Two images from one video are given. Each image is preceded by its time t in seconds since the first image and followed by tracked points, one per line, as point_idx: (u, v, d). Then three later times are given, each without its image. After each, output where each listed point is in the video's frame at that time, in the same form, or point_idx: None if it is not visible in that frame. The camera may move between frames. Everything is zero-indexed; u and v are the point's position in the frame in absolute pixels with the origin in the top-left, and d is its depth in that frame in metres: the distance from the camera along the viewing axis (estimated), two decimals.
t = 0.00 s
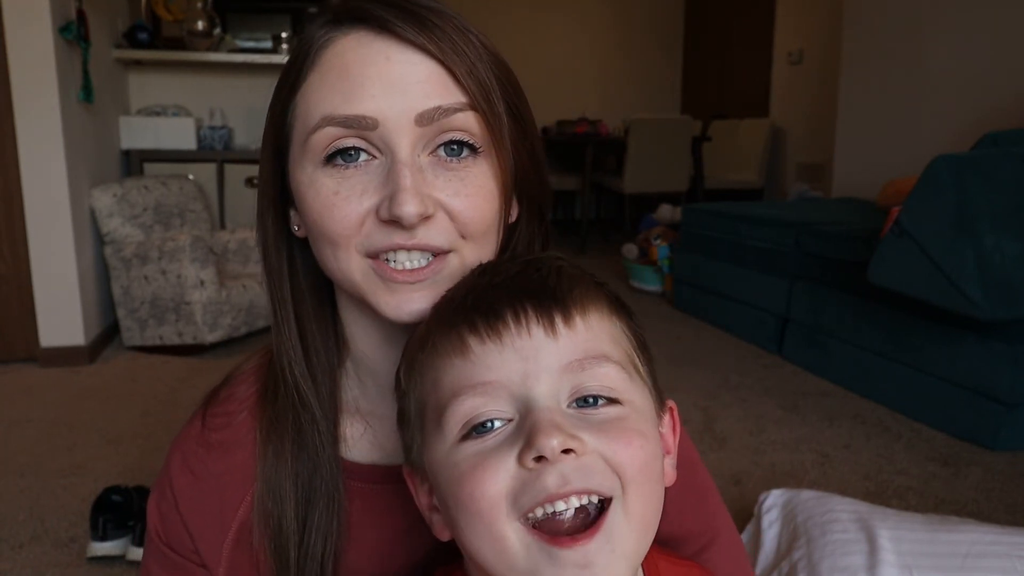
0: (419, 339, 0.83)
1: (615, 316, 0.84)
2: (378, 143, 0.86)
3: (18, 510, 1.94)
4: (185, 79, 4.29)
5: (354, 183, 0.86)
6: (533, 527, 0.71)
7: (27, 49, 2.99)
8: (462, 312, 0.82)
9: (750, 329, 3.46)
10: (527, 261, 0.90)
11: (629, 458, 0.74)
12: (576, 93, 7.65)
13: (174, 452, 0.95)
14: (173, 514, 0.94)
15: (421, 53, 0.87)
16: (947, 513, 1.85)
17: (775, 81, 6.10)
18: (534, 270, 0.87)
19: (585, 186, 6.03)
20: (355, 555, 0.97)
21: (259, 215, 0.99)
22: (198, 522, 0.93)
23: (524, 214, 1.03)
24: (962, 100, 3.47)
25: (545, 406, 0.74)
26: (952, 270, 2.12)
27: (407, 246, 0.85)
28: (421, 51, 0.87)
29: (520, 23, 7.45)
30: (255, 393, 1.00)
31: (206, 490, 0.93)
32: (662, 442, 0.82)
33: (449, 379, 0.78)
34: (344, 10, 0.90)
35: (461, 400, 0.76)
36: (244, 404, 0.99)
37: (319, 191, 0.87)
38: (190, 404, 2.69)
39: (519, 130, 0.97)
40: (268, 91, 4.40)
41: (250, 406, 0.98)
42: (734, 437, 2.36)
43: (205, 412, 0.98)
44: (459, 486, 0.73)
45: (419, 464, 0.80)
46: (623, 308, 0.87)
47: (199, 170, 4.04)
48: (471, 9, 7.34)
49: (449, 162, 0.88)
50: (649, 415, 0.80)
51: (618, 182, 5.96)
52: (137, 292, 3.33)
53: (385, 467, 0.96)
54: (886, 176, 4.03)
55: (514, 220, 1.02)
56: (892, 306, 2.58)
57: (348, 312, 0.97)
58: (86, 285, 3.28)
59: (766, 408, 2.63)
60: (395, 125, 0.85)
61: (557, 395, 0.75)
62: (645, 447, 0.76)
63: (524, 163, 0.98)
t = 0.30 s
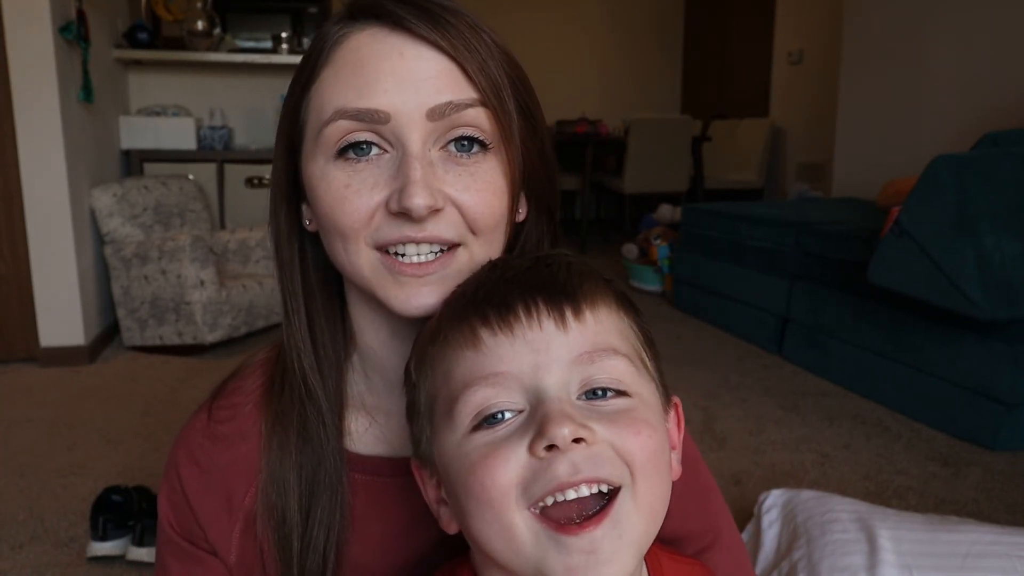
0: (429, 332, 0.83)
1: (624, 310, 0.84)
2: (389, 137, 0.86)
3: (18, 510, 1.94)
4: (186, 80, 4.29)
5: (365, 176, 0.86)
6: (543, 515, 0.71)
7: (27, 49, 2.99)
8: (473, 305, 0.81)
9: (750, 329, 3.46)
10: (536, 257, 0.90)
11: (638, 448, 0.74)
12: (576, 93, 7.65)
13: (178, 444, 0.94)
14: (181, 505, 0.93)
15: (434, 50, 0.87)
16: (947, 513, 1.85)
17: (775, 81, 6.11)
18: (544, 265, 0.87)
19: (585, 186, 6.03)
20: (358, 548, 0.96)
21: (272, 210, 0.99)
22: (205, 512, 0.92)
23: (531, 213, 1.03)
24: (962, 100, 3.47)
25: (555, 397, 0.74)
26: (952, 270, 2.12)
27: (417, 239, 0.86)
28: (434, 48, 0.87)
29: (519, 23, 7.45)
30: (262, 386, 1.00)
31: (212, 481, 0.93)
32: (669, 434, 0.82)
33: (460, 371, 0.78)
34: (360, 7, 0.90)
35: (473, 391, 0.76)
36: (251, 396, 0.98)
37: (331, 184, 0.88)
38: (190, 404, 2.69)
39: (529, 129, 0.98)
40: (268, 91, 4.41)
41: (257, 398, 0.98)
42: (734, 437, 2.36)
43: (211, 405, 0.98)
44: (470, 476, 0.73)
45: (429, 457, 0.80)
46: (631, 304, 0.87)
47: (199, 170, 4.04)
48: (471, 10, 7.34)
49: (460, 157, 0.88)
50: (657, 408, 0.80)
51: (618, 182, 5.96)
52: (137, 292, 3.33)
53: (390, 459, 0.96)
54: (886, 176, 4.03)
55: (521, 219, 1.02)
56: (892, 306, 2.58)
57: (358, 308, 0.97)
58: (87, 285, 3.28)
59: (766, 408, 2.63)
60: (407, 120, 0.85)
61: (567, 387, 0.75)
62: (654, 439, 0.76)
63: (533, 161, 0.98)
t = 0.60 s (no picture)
0: (435, 334, 0.83)
1: (628, 312, 0.84)
2: (385, 133, 0.86)
3: (18, 510, 1.94)
4: (186, 80, 4.29)
5: (363, 173, 0.87)
6: (546, 515, 0.71)
7: (27, 49, 2.98)
8: (479, 307, 0.82)
9: (750, 329, 3.46)
10: (541, 257, 0.90)
11: (642, 449, 0.74)
12: (576, 93, 7.64)
13: (190, 436, 0.96)
14: (192, 495, 0.95)
15: (428, 47, 0.87)
16: (947, 513, 1.85)
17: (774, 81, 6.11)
18: (549, 266, 0.87)
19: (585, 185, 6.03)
20: (362, 547, 0.96)
21: (281, 214, 1.00)
22: (215, 502, 0.95)
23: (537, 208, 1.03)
24: (962, 100, 3.47)
25: (560, 398, 0.74)
26: (954, 270, 2.12)
27: (416, 232, 0.85)
28: (427, 44, 0.87)
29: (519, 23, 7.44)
30: (272, 380, 1.01)
31: (221, 472, 0.94)
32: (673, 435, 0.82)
33: (465, 372, 0.78)
34: (356, 10, 0.91)
35: (478, 392, 0.75)
36: (261, 391, 1.00)
37: (331, 184, 0.88)
38: (190, 404, 2.69)
39: (529, 123, 0.98)
40: (268, 90, 4.40)
41: (266, 393, 0.99)
42: (734, 437, 2.36)
43: (223, 399, 1.00)
44: (474, 476, 0.73)
45: (434, 457, 0.80)
46: (636, 306, 0.87)
47: (199, 170, 4.04)
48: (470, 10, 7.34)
49: (457, 149, 0.87)
50: (662, 410, 0.80)
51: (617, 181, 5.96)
52: (137, 292, 3.33)
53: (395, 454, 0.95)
54: (885, 176, 4.03)
55: (526, 215, 1.02)
56: (891, 306, 2.58)
57: (366, 306, 0.97)
58: (87, 285, 3.28)
59: (766, 408, 2.63)
60: (401, 115, 0.85)
61: (572, 388, 0.75)
62: (658, 441, 0.76)
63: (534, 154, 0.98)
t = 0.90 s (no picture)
0: (441, 330, 0.83)
1: (633, 309, 0.84)
2: (394, 126, 0.86)
3: (18, 510, 1.94)
4: (186, 80, 4.29)
5: (372, 167, 0.87)
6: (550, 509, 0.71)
7: (27, 49, 2.99)
8: (485, 303, 0.81)
9: (750, 329, 3.46)
10: (547, 254, 0.90)
11: (647, 444, 0.74)
12: (576, 93, 7.64)
13: (196, 418, 0.95)
14: (197, 477, 0.94)
15: (436, 42, 0.87)
16: (947, 514, 1.85)
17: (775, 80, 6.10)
18: (555, 262, 0.87)
19: (585, 185, 6.03)
20: (370, 539, 0.96)
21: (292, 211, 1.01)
22: (221, 484, 0.93)
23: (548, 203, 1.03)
24: (963, 100, 3.47)
25: (565, 394, 0.74)
26: (954, 271, 2.12)
27: (426, 223, 0.85)
28: (434, 40, 0.87)
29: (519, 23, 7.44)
30: (280, 366, 1.01)
31: (227, 455, 0.94)
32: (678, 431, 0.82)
33: (472, 368, 0.78)
34: (363, 8, 0.92)
35: (484, 388, 0.75)
36: (269, 375, 1.00)
37: (341, 179, 0.89)
38: (190, 403, 2.69)
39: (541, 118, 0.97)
40: (268, 90, 4.40)
41: (274, 378, 0.99)
42: (734, 437, 2.36)
43: (229, 382, 0.99)
44: (479, 472, 0.73)
45: (440, 452, 0.80)
46: (641, 302, 0.87)
47: (199, 170, 4.04)
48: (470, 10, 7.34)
49: (465, 143, 0.88)
50: (667, 405, 0.80)
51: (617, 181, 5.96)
52: (137, 291, 3.33)
53: (401, 441, 0.97)
54: (886, 176, 4.03)
55: (535, 208, 1.02)
56: (891, 306, 2.58)
57: (376, 301, 0.98)
58: (87, 285, 3.28)
59: (766, 408, 2.63)
60: (410, 110, 0.85)
61: (577, 385, 0.75)
62: (664, 436, 0.76)
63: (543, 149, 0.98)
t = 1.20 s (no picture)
0: (452, 328, 0.83)
1: (644, 309, 0.84)
2: (395, 129, 0.86)
3: (17, 510, 1.94)
4: (186, 80, 4.30)
5: (374, 171, 0.87)
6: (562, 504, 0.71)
7: (26, 49, 2.99)
8: (497, 301, 0.81)
9: (750, 329, 3.46)
10: (558, 254, 0.89)
11: (658, 440, 0.74)
12: (576, 92, 7.64)
13: (204, 417, 0.96)
14: (207, 475, 0.95)
15: (434, 43, 0.87)
16: (947, 513, 1.85)
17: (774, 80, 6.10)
18: (565, 262, 0.87)
19: (585, 185, 6.03)
20: (379, 540, 0.96)
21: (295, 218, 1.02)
22: (229, 483, 0.94)
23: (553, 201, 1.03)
24: (962, 100, 3.47)
25: (578, 391, 0.74)
26: (954, 271, 2.12)
27: (430, 226, 0.85)
28: (430, 40, 0.87)
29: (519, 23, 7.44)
30: (288, 365, 1.01)
31: (235, 454, 0.94)
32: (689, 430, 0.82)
33: (484, 366, 0.78)
34: (358, 11, 0.92)
35: (496, 384, 0.75)
36: (277, 374, 1.00)
37: (344, 184, 0.89)
38: (190, 403, 2.69)
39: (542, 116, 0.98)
40: (268, 90, 4.40)
41: (282, 377, 0.99)
42: (734, 437, 2.36)
43: (237, 380, 0.99)
44: (491, 468, 0.72)
45: (451, 450, 0.80)
46: (651, 302, 0.87)
47: (199, 170, 4.04)
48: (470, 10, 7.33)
49: (467, 143, 0.87)
50: (678, 405, 0.80)
51: (617, 181, 5.96)
52: (138, 291, 3.33)
53: (409, 443, 0.96)
54: (886, 176, 4.03)
55: (539, 206, 1.02)
56: (891, 306, 2.58)
57: (382, 303, 0.97)
58: (87, 284, 3.28)
59: (766, 408, 2.63)
60: (411, 111, 0.85)
61: (589, 382, 0.75)
62: (675, 434, 0.75)
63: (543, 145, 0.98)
